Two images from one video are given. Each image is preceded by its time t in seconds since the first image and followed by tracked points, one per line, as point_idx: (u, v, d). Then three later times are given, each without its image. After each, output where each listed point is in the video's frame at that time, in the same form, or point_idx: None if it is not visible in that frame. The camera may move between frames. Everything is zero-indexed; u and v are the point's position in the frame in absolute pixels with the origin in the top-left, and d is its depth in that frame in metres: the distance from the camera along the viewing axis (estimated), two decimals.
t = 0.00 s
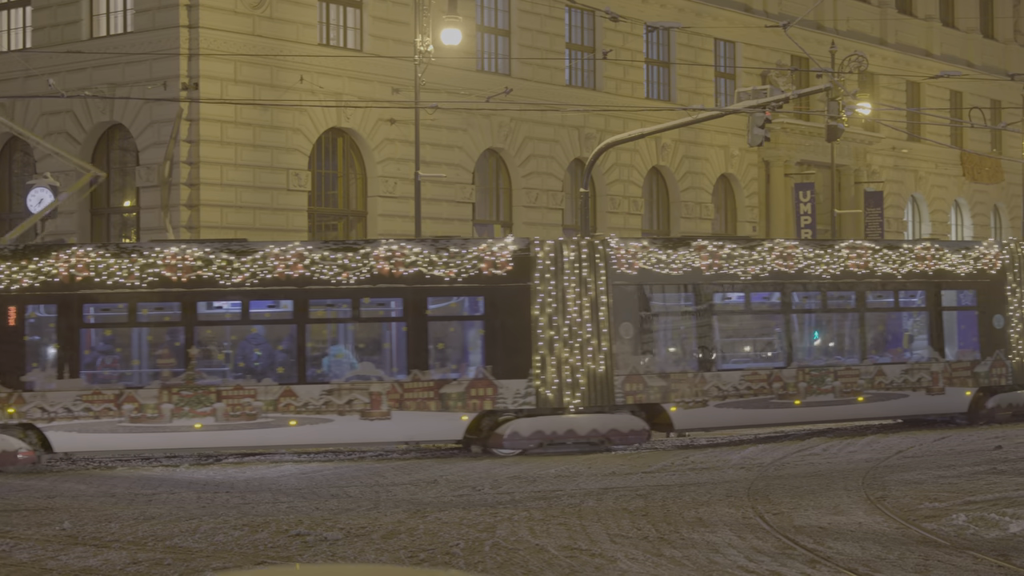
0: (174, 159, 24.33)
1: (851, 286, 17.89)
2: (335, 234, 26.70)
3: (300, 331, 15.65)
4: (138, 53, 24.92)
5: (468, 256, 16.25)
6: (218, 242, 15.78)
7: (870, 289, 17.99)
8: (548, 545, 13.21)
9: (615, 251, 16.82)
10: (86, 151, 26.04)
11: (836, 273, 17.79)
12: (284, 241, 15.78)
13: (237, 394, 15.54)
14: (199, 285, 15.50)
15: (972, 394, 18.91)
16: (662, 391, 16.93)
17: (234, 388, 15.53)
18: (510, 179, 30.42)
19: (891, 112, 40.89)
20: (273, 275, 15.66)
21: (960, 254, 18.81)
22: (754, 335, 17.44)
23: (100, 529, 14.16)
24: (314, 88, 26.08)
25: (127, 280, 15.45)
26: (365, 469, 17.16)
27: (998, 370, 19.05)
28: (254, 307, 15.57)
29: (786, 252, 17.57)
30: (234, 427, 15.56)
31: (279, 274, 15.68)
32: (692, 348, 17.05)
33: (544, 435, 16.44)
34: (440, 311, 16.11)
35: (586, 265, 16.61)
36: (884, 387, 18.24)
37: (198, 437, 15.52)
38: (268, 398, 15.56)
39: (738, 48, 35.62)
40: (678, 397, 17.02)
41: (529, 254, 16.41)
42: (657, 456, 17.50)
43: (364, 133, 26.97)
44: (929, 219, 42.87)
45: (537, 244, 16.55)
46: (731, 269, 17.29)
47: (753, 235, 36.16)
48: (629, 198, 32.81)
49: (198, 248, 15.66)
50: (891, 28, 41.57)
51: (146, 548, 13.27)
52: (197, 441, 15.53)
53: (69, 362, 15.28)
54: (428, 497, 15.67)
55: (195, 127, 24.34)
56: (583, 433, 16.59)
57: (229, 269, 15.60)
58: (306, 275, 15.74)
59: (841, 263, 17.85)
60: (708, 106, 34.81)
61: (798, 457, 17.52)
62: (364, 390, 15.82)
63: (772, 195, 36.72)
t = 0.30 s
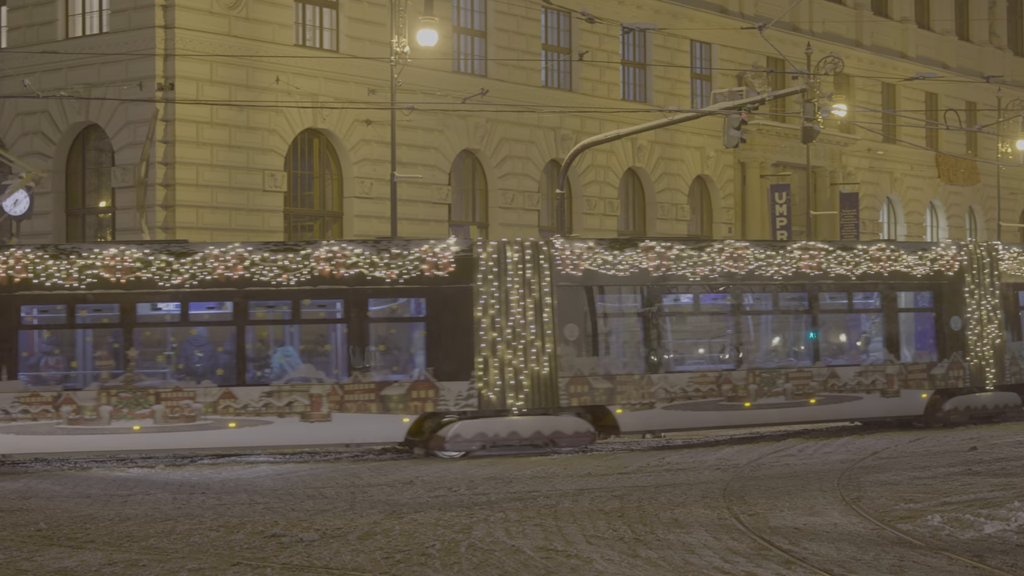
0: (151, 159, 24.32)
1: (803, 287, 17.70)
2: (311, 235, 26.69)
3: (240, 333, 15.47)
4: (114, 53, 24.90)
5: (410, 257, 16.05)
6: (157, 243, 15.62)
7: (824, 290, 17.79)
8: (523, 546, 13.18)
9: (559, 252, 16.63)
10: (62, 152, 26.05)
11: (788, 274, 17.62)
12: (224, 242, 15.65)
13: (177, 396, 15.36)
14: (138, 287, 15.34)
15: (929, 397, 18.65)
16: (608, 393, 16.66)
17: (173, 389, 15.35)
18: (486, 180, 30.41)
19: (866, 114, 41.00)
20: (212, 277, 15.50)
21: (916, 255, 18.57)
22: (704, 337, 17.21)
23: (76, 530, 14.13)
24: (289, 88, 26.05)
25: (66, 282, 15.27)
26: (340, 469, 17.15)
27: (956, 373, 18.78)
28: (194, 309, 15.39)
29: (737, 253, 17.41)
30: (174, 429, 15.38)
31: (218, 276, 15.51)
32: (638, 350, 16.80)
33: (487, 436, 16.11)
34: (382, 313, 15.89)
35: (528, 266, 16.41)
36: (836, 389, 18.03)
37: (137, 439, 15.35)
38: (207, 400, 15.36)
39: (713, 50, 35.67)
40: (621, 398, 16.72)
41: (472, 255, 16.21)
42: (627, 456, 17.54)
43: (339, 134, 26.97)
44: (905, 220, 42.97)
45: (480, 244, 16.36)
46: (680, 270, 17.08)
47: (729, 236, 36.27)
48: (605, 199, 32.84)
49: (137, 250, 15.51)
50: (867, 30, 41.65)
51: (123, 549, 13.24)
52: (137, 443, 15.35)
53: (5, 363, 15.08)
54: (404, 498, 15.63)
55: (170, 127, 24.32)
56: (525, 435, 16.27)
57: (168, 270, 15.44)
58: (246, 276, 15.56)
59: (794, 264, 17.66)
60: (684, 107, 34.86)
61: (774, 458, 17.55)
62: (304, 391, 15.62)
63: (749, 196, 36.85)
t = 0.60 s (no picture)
0: (129, 160, 24.36)
1: (756, 288, 17.60)
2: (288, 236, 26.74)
3: (180, 335, 15.43)
4: (92, 55, 24.95)
5: (352, 258, 16.01)
6: (98, 246, 15.59)
7: (777, 290, 17.70)
8: (502, 548, 12.88)
9: (505, 253, 16.58)
10: (41, 155, 26.10)
11: (741, 275, 17.55)
12: (164, 245, 15.62)
13: (116, 398, 15.31)
14: (78, 288, 15.27)
15: (887, 399, 18.59)
16: (554, 395, 16.54)
17: (113, 392, 15.30)
18: (465, 181, 30.45)
19: (846, 116, 41.04)
20: (152, 279, 15.46)
21: (874, 256, 18.52)
22: (654, 339, 17.06)
23: (55, 532, 14.05)
24: (269, 89, 26.07)
25: (6, 284, 15.21)
26: (317, 468, 17.07)
27: (915, 376, 18.75)
28: (134, 311, 15.35)
29: (687, 254, 17.33)
30: (114, 432, 15.33)
31: (158, 278, 15.48)
32: (585, 352, 16.71)
33: (430, 439, 16.10)
34: (323, 315, 15.83)
35: (472, 267, 16.36)
36: (792, 392, 17.89)
37: (77, 442, 15.30)
38: (148, 403, 15.31)
39: (693, 52, 35.73)
40: (569, 400, 16.61)
41: (413, 257, 16.16)
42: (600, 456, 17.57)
43: (318, 136, 27.02)
44: (885, 222, 43.07)
45: (422, 246, 16.28)
46: (629, 271, 17.00)
47: (708, 238, 36.41)
48: (584, 201, 32.90)
49: (78, 252, 15.47)
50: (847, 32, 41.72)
51: (103, 548, 13.15)
52: (77, 446, 15.31)
53: None
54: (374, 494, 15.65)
55: (149, 128, 24.36)
56: (470, 437, 16.21)
57: (109, 272, 15.41)
58: (187, 278, 15.53)
59: (746, 265, 17.60)
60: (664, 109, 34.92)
61: (751, 458, 17.58)
62: (245, 394, 15.56)
63: (728, 198, 36.90)
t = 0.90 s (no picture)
0: (117, 161, 24.34)
1: (716, 290, 17.46)
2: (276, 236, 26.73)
3: (129, 337, 15.32)
4: (80, 55, 24.95)
5: (302, 259, 15.85)
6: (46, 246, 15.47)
7: (737, 292, 17.55)
8: (491, 548, 12.91)
9: (457, 253, 16.39)
10: (29, 156, 26.08)
11: (701, 277, 17.39)
12: (113, 246, 15.50)
13: (64, 400, 15.24)
14: (26, 291, 15.20)
15: (852, 402, 18.54)
16: (508, 397, 16.44)
17: (62, 394, 15.24)
18: (452, 182, 30.44)
19: (834, 118, 41.05)
20: (101, 280, 15.34)
21: (839, 258, 18.38)
22: (611, 341, 16.94)
23: (42, 533, 14.00)
24: (257, 89, 26.05)
25: None
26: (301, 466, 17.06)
27: (881, 379, 18.66)
28: (83, 312, 15.25)
29: (646, 255, 17.17)
30: (62, 433, 15.28)
31: (106, 279, 15.37)
32: (539, 355, 16.56)
33: (381, 441, 16.06)
34: (272, 316, 15.69)
35: (424, 269, 16.19)
36: (753, 394, 17.86)
37: (26, 444, 15.27)
38: (95, 404, 15.24)
39: (681, 53, 35.75)
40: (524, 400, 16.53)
41: (363, 258, 15.99)
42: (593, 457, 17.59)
43: (306, 137, 27.04)
44: (872, 223, 43.14)
45: (372, 246, 16.07)
46: (586, 272, 16.86)
47: (696, 239, 36.48)
48: (572, 202, 32.92)
49: (26, 253, 15.36)
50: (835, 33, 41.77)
51: (93, 550, 13.09)
52: (25, 448, 15.29)
53: None
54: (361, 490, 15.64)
55: (137, 129, 24.35)
56: (421, 440, 16.13)
57: (57, 273, 15.30)
58: (135, 279, 15.42)
59: (707, 267, 17.44)
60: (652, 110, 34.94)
61: (740, 459, 17.61)
62: (194, 396, 15.45)
63: (716, 198, 36.95)
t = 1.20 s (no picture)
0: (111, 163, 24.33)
1: (681, 292, 17.23)
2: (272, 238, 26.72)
3: (83, 340, 15.33)
4: (74, 58, 24.95)
5: (258, 261, 15.78)
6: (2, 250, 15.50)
7: (703, 294, 17.32)
8: (487, 550, 12.91)
9: (417, 256, 16.25)
10: (24, 157, 26.08)
11: (666, 279, 17.16)
12: (67, 249, 15.50)
13: (18, 404, 15.27)
14: None
15: (822, 405, 18.31)
16: (468, 400, 16.30)
17: (16, 398, 15.27)
18: (447, 183, 30.45)
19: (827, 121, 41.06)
20: (55, 284, 15.35)
21: (810, 259, 18.11)
22: (573, 343, 16.74)
23: (37, 536, 13.98)
24: (250, 91, 26.04)
25: None
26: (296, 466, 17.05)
27: (852, 381, 18.46)
28: (37, 316, 15.28)
29: (610, 257, 16.94)
30: (16, 437, 15.31)
31: (61, 283, 15.37)
32: (500, 357, 16.41)
33: (337, 445, 15.92)
34: (226, 319, 15.64)
35: (381, 271, 16.08)
36: (721, 397, 17.58)
37: None
38: (49, 408, 15.28)
39: (676, 55, 35.79)
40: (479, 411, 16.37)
41: (318, 260, 15.91)
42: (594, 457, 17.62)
43: (301, 139, 27.08)
44: (867, 225, 43.21)
45: (329, 248, 16.00)
46: (548, 274, 16.65)
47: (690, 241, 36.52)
48: (567, 204, 32.93)
49: None
50: (829, 34, 41.82)
51: (88, 553, 13.07)
52: None
53: None
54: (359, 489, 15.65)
55: (130, 131, 24.34)
56: (376, 443, 16.02)
57: (12, 276, 15.32)
58: (90, 283, 15.41)
59: (672, 269, 17.21)
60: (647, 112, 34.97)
61: (736, 460, 17.65)
62: (149, 399, 15.45)
63: (710, 199, 36.96)
